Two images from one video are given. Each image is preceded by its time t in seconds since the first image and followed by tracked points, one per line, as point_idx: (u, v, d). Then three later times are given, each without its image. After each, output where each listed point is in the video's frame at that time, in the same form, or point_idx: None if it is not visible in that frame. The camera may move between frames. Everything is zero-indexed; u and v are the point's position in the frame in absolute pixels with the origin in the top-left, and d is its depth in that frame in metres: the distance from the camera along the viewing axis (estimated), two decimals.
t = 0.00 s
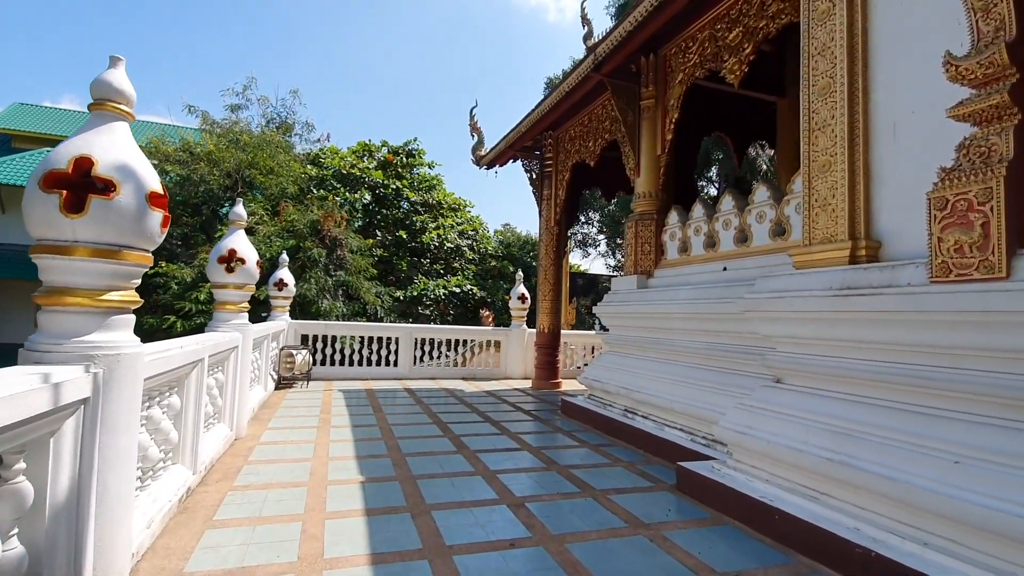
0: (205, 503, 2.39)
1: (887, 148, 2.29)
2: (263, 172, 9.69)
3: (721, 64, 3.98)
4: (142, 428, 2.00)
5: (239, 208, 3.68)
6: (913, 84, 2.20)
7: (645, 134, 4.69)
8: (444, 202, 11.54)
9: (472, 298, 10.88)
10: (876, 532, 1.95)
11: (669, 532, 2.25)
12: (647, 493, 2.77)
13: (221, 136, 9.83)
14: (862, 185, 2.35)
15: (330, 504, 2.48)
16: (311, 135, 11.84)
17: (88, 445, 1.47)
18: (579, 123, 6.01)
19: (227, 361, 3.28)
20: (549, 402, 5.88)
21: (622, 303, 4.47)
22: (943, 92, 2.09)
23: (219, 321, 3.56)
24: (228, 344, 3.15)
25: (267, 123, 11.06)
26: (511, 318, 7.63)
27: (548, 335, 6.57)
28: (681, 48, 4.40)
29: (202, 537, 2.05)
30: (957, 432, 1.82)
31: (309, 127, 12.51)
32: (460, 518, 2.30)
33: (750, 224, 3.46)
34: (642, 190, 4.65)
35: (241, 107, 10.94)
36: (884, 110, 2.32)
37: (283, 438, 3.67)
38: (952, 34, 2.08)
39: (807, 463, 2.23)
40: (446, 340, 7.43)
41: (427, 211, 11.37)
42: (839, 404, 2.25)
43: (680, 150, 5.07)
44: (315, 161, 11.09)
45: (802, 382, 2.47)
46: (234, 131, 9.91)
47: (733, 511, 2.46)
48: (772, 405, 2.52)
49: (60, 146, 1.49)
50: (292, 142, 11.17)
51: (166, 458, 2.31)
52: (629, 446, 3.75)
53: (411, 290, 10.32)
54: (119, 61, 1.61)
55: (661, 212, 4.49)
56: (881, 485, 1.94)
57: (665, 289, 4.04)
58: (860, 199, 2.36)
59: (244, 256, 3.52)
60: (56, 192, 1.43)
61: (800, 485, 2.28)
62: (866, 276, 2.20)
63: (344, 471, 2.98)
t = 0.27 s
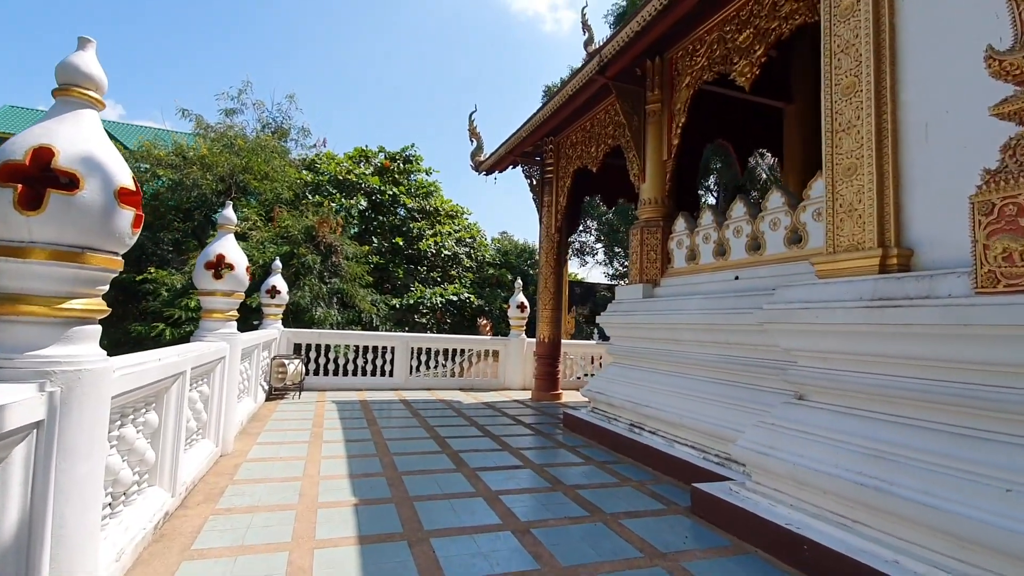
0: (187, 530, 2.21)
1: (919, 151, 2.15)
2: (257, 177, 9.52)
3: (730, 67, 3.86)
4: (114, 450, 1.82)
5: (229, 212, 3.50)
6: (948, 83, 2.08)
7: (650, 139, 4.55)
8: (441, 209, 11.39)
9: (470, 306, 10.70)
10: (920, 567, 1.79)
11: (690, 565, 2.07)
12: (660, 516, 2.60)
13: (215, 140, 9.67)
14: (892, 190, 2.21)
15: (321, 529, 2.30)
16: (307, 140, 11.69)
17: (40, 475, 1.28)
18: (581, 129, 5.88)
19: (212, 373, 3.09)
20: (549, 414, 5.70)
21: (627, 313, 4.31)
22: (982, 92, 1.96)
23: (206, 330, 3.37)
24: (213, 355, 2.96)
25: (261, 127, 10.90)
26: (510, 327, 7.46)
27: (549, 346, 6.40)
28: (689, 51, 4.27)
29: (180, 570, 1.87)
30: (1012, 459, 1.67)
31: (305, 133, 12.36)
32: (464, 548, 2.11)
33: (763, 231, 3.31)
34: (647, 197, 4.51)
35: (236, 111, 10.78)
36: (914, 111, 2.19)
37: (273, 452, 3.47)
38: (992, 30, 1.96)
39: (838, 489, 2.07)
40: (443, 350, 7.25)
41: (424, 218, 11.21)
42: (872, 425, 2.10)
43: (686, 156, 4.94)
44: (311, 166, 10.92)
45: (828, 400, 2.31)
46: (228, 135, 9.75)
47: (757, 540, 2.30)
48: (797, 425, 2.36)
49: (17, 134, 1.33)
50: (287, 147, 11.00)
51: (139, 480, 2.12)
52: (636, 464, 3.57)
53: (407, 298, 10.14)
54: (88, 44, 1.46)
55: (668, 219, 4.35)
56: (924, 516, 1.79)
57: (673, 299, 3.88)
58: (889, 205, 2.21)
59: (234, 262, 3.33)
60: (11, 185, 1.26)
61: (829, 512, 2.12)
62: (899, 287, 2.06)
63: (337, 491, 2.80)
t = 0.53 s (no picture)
0: (167, 552, 2.03)
1: (956, 145, 2.02)
2: (251, 179, 9.35)
3: (741, 63, 3.72)
4: (83, 468, 1.64)
5: (217, 211, 3.33)
6: (987, 71, 1.94)
7: (656, 138, 4.41)
8: (438, 212, 11.23)
9: (468, 310, 10.54)
10: None
11: None
12: (676, 534, 2.44)
13: (208, 141, 9.50)
14: (927, 187, 2.07)
15: (313, 550, 2.13)
16: (302, 142, 11.52)
17: None
18: (584, 129, 5.74)
19: (199, 380, 2.91)
20: (551, 421, 5.54)
21: (633, 317, 4.15)
22: None
23: (192, 335, 3.20)
24: (200, 361, 2.79)
25: (256, 129, 10.73)
26: (509, 331, 7.30)
27: (549, 351, 6.24)
28: (696, 47, 4.14)
29: None
30: None
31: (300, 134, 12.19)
32: (468, 572, 1.94)
33: (778, 232, 3.17)
34: (654, 198, 4.36)
35: (230, 112, 10.61)
36: (951, 102, 2.05)
37: (263, 463, 3.28)
38: None
39: (874, 507, 1.92)
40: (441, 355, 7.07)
41: (421, 221, 11.05)
42: (909, 437, 1.95)
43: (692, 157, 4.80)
44: (306, 168, 10.75)
45: (857, 410, 2.16)
46: (221, 136, 9.59)
47: (783, 561, 2.14)
48: (824, 436, 2.21)
49: None
50: (282, 148, 10.84)
51: (114, 499, 1.94)
52: (646, 476, 3.41)
53: (404, 302, 9.96)
54: (52, 12, 1.30)
55: (675, 220, 4.20)
56: (974, 538, 1.63)
57: (682, 302, 3.74)
58: (924, 202, 2.07)
59: (223, 262, 3.17)
60: None
61: (863, 532, 1.97)
62: (939, 289, 1.91)
63: (331, 506, 2.62)
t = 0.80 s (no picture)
0: None
1: (999, 139, 1.88)
2: (246, 181, 9.19)
3: (754, 59, 3.59)
4: (51, 493, 1.48)
5: (207, 211, 3.18)
6: None
7: (664, 138, 4.27)
8: (436, 215, 11.08)
9: (466, 315, 10.38)
10: None
11: None
12: (696, 554, 2.29)
13: (202, 144, 9.35)
14: (968, 183, 1.93)
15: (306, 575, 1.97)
16: (299, 144, 11.38)
17: None
18: (587, 129, 5.61)
19: (185, 390, 2.74)
20: (554, 430, 5.38)
21: (640, 322, 4.01)
22: None
23: (179, 342, 3.03)
24: (186, 371, 2.62)
25: (251, 131, 10.58)
26: (510, 337, 7.14)
27: (551, 357, 6.09)
28: (705, 43, 4.00)
29: None
30: None
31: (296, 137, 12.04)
32: None
33: (795, 233, 3.04)
34: (661, 199, 4.21)
35: (225, 114, 10.47)
36: (993, 93, 1.91)
37: (254, 477, 3.12)
38: None
39: (917, 530, 1.76)
40: (440, 361, 6.91)
41: (419, 224, 10.90)
42: (951, 454, 1.80)
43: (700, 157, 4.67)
44: (302, 171, 10.60)
45: (893, 423, 2.02)
46: (215, 139, 9.46)
47: None
48: (855, 452, 2.06)
49: None
50: (278, 151, 10.69)
51: (89, 523, 1.77)
52: (657, 489, 3.26)
53: (402, 306, 9.79)
54: None
55: (684, 222, 4.06)
56: None
57: (693, 307, 3.59)
58: (965, 201, 1.93)
59: (213, 265, 3.02)
60: None
61: (904, 557, 1.82)
62: (984, 294, 1.77)
63: (326, 524, 2.45)
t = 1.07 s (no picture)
0: None
1: None
2: (241, 183, 9.04)
3: (767, 53, 3.45)
4: (8, 517, 1.32)
5: (199, 210, 3.03)
6: None
7: (672, 136, 4.13)
8: (435, 218, 10.93)
9: (466, 319, 10.22)
10: None
11: None
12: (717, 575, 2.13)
13: (197, 145, 9.20)
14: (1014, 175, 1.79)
15: None
16: (295, 146, 11.23)
17: None
18: (591, 128, 5.47)
19: (169, 398, 2.57)
20: (557, 437, 5.22)
21: (648, 326, 3.85)
22: None
23: (165, 347, 2.86)
24: (170, 378, 2.45)
25: (247, 132, 10.43)
26: (511, 341, 6.97)
27: (554, 362, 5.93)
28: (715, 37, 3.87)
29: None
30: None
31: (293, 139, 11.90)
32: None
33: (813, 232, 2.90)
34: (669, 198, 4.07)
35: (221, 116, 10.32)
36: None
37: (244, 490, 2.95)
38: None
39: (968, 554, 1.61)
40: (439, 366, 6.74)
41: (418, 227, 10.75)
42: (1003, 469, 1.65)
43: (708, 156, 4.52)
44: (298, 173, 10.45)
45: (933, 434, 1.87)
46: (210, 140, 9.31)
47: None
48: (892, 464, 1.91)
49: None
50: (274, 153, 10.54)
51: (57, 547, 1.61)
52: (669, 501, 3.11)
53: (400, 310, 9.63)
54: None
55: (693, 222, 3.91)
56: None
57: (704, 310, 3.45)
58: (1011, 194, 1.79)
59: (202, 266, 2.87)
60: None
61: None
62: None
63: (320, 542, 2.28)
